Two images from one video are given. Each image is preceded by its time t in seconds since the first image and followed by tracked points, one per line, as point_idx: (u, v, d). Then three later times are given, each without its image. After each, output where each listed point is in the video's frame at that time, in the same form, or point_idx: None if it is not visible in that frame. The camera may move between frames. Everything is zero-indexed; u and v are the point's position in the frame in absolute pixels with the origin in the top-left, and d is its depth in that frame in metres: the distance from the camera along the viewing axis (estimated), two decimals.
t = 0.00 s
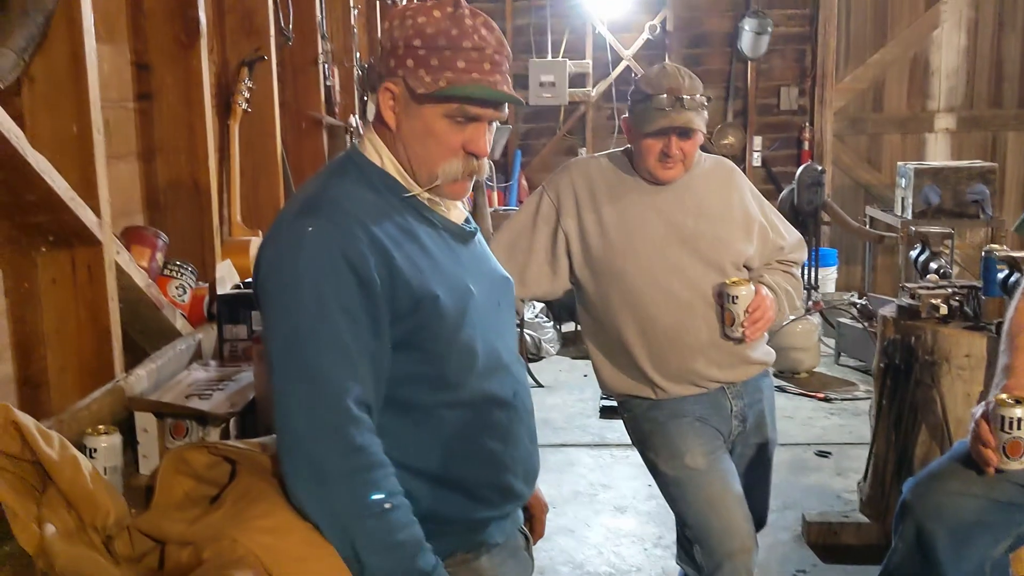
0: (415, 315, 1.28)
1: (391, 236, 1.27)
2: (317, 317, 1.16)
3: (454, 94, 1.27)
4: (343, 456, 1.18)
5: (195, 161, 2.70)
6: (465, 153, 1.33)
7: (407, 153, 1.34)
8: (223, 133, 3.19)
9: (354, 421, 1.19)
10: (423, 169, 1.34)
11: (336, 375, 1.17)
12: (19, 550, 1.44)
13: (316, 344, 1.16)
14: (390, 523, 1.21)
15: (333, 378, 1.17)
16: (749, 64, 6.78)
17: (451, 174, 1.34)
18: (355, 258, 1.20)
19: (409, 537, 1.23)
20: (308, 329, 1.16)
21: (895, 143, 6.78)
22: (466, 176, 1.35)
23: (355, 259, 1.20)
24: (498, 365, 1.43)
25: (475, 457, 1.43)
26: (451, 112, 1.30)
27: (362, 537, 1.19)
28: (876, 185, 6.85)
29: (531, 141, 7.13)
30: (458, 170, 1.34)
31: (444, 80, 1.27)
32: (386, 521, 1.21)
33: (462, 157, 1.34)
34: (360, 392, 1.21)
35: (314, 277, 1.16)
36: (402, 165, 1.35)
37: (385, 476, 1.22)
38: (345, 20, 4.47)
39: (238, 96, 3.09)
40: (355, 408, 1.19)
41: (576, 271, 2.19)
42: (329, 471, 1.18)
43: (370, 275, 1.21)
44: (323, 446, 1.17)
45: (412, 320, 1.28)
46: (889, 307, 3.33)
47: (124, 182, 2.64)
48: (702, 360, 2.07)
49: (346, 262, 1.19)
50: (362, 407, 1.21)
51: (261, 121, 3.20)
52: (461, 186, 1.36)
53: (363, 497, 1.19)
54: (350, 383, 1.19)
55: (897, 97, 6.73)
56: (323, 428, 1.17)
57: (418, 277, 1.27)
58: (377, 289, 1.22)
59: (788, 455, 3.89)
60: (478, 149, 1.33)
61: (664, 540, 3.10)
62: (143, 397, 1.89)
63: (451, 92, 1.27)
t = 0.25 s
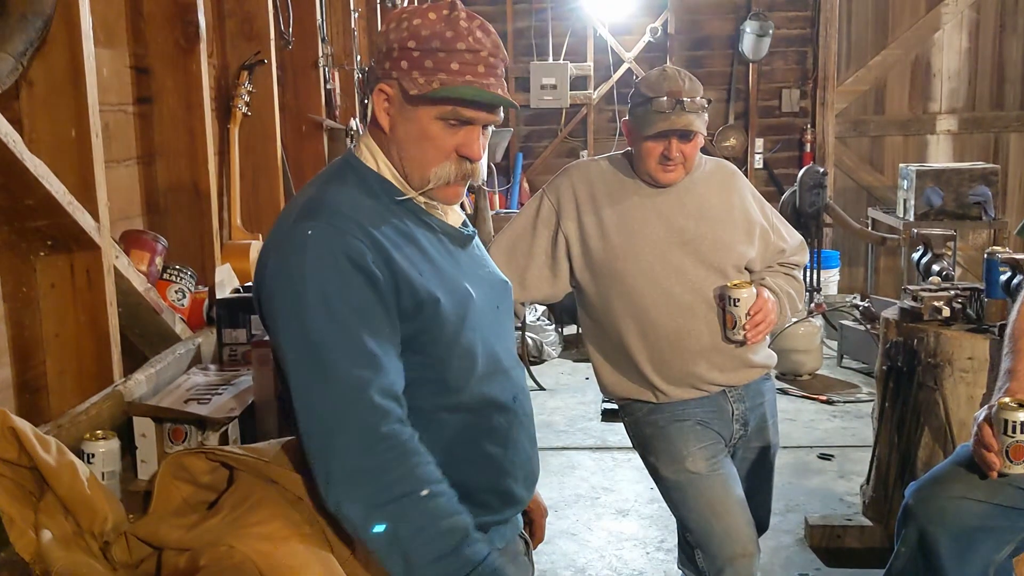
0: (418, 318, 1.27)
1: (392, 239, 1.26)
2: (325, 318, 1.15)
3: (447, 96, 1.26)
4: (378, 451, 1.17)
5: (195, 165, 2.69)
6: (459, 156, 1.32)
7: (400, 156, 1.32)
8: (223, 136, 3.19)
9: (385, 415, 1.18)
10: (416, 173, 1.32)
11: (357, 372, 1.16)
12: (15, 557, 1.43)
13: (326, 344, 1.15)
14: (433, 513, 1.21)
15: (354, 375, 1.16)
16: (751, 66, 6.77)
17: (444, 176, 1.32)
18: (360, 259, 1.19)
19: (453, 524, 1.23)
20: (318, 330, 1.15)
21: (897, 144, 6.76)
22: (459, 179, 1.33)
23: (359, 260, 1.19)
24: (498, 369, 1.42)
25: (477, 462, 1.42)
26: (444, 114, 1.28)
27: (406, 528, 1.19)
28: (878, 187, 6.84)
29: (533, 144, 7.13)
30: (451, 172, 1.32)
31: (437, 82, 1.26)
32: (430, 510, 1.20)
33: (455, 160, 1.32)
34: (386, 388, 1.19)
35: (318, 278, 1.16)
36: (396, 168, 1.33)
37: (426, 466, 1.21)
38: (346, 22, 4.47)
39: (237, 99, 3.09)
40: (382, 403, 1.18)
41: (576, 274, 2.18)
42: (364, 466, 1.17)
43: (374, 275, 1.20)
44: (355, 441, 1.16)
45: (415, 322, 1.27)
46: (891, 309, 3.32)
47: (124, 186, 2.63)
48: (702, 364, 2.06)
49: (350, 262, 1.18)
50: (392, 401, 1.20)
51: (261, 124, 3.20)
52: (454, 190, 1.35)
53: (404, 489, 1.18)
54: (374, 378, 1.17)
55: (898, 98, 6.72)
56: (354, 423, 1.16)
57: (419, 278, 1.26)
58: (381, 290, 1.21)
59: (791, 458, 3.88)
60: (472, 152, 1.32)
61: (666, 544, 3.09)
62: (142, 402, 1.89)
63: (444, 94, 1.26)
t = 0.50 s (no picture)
0: (419, 317, 1.27)
1: (389, 240, 1.26)
2: (331, 313, 1.15)
3: (436, 108, 1.25)
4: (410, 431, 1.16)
5: (194, 166, 2.69)
6: (449, 164, 1.31)
7: (391, 159, 1.32)
8: (222, 136, 3.19)
9: (410, 400, 1.17)
10: (407, 178, 1.32)
11: (374, 362, 1.15)
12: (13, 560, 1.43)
13: (337, 338, 1.15)
14: (475, 485, 1.19)
15: (373, 363, 1.15)
16: (751, 66, 6.77)
17: (435, 184, 1.31)
18: (361, 256, 1.19)
19: (499, 496, 1.21)
20: (325, 325, 1.14)
21: (897, 144, 6.75)
22: (450, 187, 1.33)
23: (359, 257, 1.19)
24: (496, 370, 1.42)
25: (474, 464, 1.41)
26: (434, 124, 1.27)
27: (449, 506, 1.17)
28: (878, 187, 6.83)
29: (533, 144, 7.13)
30: (443, 181, 1.32)
31: (429, 92, 1.25)
32: (472, 484, 1.19)
33: (446, 169, 1.31)
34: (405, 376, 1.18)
35: (320, 275, 1.16)
36: (387, 171, 1.33)
37: (458, 444, 1.20)
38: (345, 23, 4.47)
39: (237, 100, 3.09)
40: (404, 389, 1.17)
41: (575, 275, 2.17)
42: (397, 447, 1.15)
43: (376, 272, 1.20)
44: (384, 424, 1.15)
45: (416, 321, 1.27)
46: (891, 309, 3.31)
47: (122, 187, 2.63)
48: (702, 364, 2.06)
49: (350, 260, 1.18)
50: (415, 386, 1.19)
51: (261, 125, 3.19)
52: (445, 196, 1.34)
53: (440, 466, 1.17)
54: (393, 366, 1.16)
55: (899, 98, 6.71)
56: (379, 409, 1.15)
57: (418, 278, 1.26)
58: (383, 287, 1.20)
59: (791, 459, 3.87)
60: (461, 160, 1.31)
61: (666, 545, 3.09)
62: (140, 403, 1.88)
63: (434, 105, 1.25)
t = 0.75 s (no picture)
0: (421, 323, 1.26)
1: (391, 244, 1.26)
2: (333, 323, 1.15)
3: (447, 114, 1.25)
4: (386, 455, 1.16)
5: (194, 167, 2.69)
6: (458, 167, 1.31)
7: (397, 162, 1.31)
8: (222, 136, 3.20)
9: (392, 421, 1.16)
10: (414, 182, 1.31)
11: (367, 377, 1.15)
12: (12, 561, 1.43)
13: (336, 350, 1.14)
14: (437, 520, 1.19)
15: (365, 379, 1.15)
16: (751, 65, 6.76)
17: (442, 188, 1.31)
18: (364, 263, 1.19)
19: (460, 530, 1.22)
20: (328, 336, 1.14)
21: (897, 144, 6.74)
22: (456, 190, 1.32)
23: (362, 264, 1.19)
24: (497, 372, 1.42)
25: (475, 464, 1.42)
26: (443, 128, 1.27)
27: (410, 536, 1.17)
28: (878, 186, 6.83)
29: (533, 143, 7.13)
30: (450, 184, 1.32)
31: (438, 98, 1.25)
32: (436, 516, 1.19)
33: (454, 172, 1.31)
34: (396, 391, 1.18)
35: (324, 283, 1.15)
36: (392, 175, 1.32)
37: (432, 474, 1.19)
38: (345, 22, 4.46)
39: (237, 100, 3.09)
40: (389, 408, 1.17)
41: (574, 275, 2.17)
42: (370, 472, 1.15)
43: (378, 279, 1.19)
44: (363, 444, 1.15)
45: (417, 327, 1.26)
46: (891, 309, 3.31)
47: (122, 187, 2.63)
48: (702, 365, 2.06)
49: (353, 267, 1.18)
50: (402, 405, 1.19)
51: (261, 125, 3.20)
52: (451, 200, 1.34)
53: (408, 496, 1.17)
54: (381, 383, 1.16)
55: (899, 98, 6.70)
56: (363, 429, 1.15)
57: (421, 283, 1.26)
58: (385, 295, 1.20)
59: (792, 458, 3.87)
60: (471, 164, 1.31)
61: (667, 545, 3.09)
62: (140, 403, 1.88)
63: (444, 110, 1.24)
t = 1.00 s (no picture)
0: (410, 319, 1.26)
1: (383, 239, 1.25)
2: (314, 315, 1.13)
3: (441, 114, 1.24)
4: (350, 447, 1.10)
5: (193, 163, 2.69)
6: (453, 166, 1.30)
7: (393, 159, 1.31)
8: (221, 133, 3.19)
9: (362, 411, 1.11)
10: (411, 178, 1.32)
11: (341, 372, 1.12)
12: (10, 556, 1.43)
13: (313, 345, 1.12)
14: (408, 511, 1.09)
15: (339, 374, 1.12)
16: (751, 63, 6.76)
17: (437, 185, 1.31)
18: (351, 258, 1.18)
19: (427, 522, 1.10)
20: (306, 330, 1.12)
21: (898, 142, 6.74)
22: (453, 188, 1.32)
23: (350, 260, 1.18)
24: (492, 368, 1.42)
25: (471, 462, 1.41)
26: (438, 128, 1.26)
27: (373, 527, 1.08)
28: (878, 184, 6.83)
29: (533, 141, 7.12)
30: (445, 183, 1.31)
31: (432, 97, 1.24)
32: (402, 505, 1.09)
33: (450, 170, 1.31)
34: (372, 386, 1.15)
35: (308, 278, 1.14)
36: (389, 170, 1.33)
37: (403, 465, 1.12)
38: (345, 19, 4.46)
39: (236, 97, 3.08)
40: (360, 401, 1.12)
41: (572, 270, 2.17)
42: (333, 465, 1.09)
43: (365, 276, 1.18)
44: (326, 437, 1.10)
45: (407, 323, 1.26)
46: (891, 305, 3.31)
47: (122, 184, 2.63)
48: (698, 360, 2.05)
49: (340, 263, 1.17)
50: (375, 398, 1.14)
51: (260, 122, 3.20)
52: (449, 198, 1.35)
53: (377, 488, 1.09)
54: (355, 373, 1.13)
55: (899, 96, 6.70)
56: (330, 422, 1.10)
57: (411, 280, 1.25)
58: (373, 291, 1.19)
59: (791, 455, 3.87)
60: (465, 162, 1.30)
61: (666, 541, 3.09)
62: (138, 399, 1.88)
63: (438, 111, 1.23)
